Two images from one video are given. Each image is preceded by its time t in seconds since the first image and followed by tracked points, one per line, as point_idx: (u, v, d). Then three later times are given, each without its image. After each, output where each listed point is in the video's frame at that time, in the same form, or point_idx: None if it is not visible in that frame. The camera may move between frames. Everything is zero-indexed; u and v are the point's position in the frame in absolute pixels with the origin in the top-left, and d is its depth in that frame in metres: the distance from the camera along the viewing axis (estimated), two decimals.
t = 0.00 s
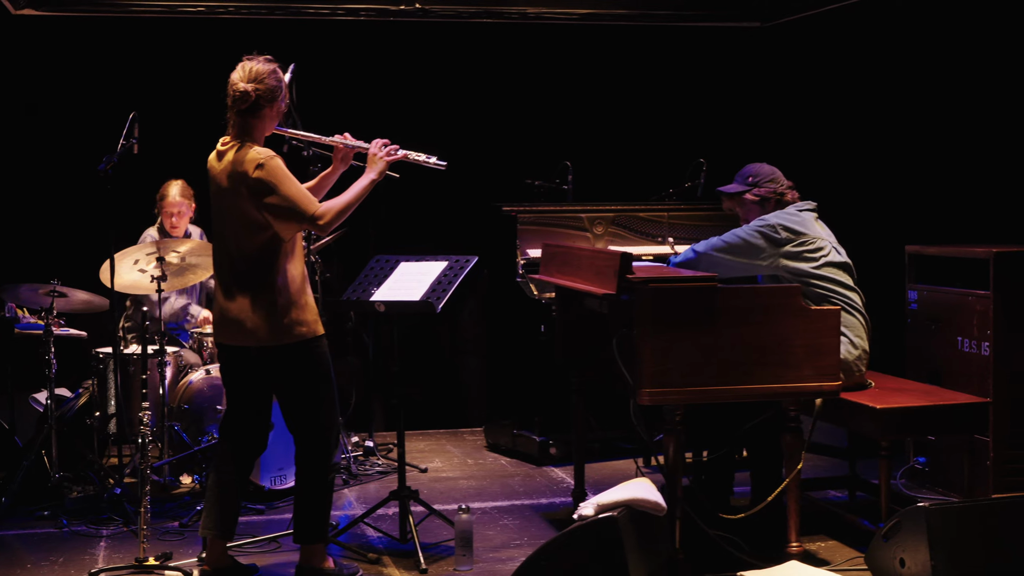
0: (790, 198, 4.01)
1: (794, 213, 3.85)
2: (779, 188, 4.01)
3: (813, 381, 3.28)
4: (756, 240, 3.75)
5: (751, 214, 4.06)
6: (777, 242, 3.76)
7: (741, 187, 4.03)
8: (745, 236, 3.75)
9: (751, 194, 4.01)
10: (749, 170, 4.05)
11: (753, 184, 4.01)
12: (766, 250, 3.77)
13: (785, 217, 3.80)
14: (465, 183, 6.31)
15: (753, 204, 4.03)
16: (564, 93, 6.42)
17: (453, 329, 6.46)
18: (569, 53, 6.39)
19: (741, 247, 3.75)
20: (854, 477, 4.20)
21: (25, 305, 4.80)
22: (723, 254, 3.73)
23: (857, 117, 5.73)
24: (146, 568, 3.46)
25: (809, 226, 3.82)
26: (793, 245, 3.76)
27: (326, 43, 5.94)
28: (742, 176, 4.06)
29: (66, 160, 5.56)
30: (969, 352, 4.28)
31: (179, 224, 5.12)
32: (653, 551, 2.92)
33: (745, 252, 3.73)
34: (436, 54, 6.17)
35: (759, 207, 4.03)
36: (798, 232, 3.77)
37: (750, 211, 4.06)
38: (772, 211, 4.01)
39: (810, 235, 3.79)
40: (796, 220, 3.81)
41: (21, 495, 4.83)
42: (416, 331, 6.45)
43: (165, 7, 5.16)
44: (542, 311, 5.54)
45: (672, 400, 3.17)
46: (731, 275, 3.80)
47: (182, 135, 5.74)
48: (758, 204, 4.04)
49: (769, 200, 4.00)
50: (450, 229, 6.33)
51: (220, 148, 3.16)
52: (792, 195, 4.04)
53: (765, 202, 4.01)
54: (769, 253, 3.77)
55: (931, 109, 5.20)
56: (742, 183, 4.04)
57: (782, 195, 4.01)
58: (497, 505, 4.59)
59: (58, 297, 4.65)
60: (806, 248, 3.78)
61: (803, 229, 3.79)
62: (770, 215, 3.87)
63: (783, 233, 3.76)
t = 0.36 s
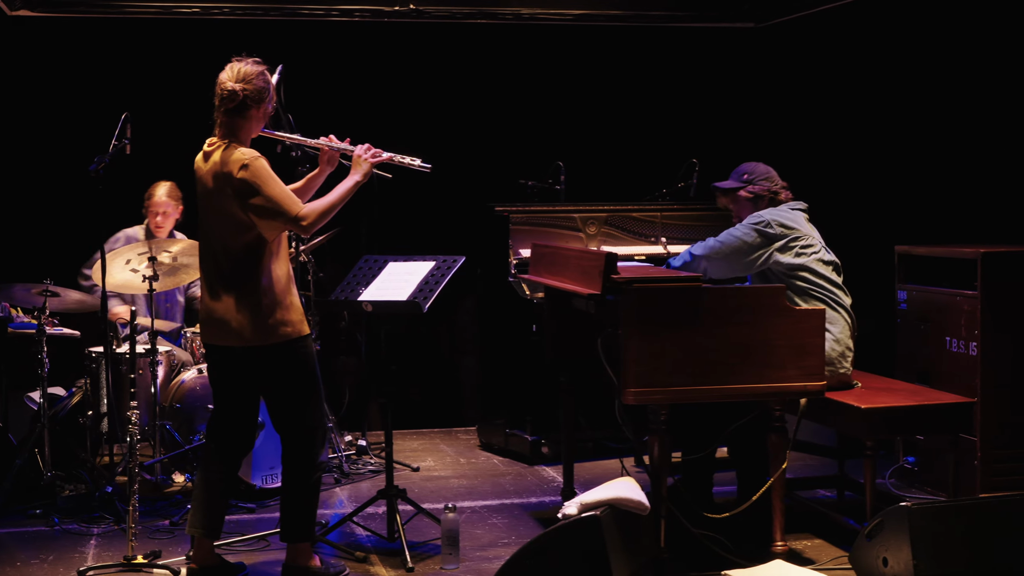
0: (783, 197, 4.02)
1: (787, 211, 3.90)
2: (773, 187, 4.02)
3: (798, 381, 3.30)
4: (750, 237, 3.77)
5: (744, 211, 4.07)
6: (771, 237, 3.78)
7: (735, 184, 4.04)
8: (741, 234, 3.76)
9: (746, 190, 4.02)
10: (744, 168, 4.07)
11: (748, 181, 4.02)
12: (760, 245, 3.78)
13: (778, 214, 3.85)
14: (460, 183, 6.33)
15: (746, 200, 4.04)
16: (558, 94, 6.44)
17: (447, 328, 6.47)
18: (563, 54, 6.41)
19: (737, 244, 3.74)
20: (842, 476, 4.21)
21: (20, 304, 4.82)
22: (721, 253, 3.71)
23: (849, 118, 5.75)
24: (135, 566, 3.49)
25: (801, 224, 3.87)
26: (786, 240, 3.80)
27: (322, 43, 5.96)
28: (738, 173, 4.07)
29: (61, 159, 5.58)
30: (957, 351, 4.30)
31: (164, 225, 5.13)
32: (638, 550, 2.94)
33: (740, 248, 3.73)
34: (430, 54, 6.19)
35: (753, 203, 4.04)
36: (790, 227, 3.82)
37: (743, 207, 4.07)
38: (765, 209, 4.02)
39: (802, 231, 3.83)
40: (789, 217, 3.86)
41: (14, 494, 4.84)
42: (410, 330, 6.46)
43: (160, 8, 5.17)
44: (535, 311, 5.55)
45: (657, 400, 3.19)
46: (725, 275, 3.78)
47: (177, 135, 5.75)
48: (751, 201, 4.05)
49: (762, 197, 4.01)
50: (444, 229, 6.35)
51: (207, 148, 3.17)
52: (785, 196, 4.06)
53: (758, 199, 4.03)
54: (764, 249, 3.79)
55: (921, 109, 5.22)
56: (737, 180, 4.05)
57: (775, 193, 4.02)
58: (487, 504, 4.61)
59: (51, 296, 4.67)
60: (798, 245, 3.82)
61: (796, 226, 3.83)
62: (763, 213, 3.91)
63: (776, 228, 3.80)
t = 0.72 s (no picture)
0: (778, 199, 4.03)
1: (778, 211, 3.92)
2: (768, 189, 4.04)
3: (788, 380, 3.31)
4: (742, 235, 3.79)
5: (739, 212, 4.09)
6: (761, 235, 3.81)
7: (731, 183, 4.07)
8: (731, 232, 3.78)
9: (741, 190, 4.05)
10: (742, 169, 4.11)
11: (743, 182, 4.05)
12: (751, 243, 3.80)
13: (769, 213, 3.87)
14: (458, 182, 6.35)
15: (741, 201, 4.06)
16: (556, 93, 6.46)
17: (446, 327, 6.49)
18: (562, 53, 6.43)
19: (729, 241, 3.77)
20: (837, 475, 4.22)
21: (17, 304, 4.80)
22: (711, 248, 3.73)
23: (847, 117, 5.75)
24: (129, 563, 3.54)
25: (792, 223, 3.88)
26: (776, 238, 3.82)
27: (321, 43, 5.98)
28: (735, 174, 4.11)
29: (61, 158, 5.61)
30: (951, 350, 4.31)
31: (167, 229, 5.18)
32: (628, 547, 2.95)
33: (730, 245, 3.76)
34: (428, 54, 6.21)
35: (747, 204, 4.06)
36: (781, 226, 3.84)
37: (738, 208, 4.09)
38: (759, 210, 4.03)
39: (793, 229, 3.85)
40: (779, 217, 3.88)
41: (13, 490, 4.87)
42: (407, 329, 6.47)
43: (160, 8, 5.20)
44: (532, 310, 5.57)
45: (647, 398, 3.20)
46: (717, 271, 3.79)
47: (176, 134, 5.78)
48: (746, 202, 4.07)
49: (757, 198, 4.03)
50: (442, 228, 6.37)
51: (199, 148, 3.20)
52: (780, 199, 4.06)
53: (753, 200, 4.04)
54: (755, 247, 3.81)
55: (918, 109, 5.23)
56: (733, 181, 4.08)
57: (770, 195, 4.04)
58: (482, 501, 4.63)
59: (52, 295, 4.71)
60: (789, 243, 3.83)
61: (786, 224, 3.86)
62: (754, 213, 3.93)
63: (766, 226, 3.82)
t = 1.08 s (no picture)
0: (778, 191, 4.03)
1: (782, 209, 3.90)
2: (769, 181, 4.03)
3: (788, 377, 3.33)
4: (745, 237, 3.79)
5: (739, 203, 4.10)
6: (765, 238, 3.80)
7: (731, 175, 4.07)
8: (735, 235, 3.78)
9: (741, 183, 4.05)
10: (743, 160, 4.08)
11: (745, 174, 4.04)
12: (756, 246, 3.81)
13: (772, 213, 3.85)
14: (465, 180, 6.37)
15: (741, 193, 4.06)
16: (563, 91, 6.47)
17: (452, 324, 6.52)
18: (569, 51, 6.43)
19: (732, 245, 3.77)
20: (839, 472, 4.22)
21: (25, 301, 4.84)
22: (716, 254, 3.74)
23: (854, 116, 5.74)
24: (134, 556, 3.59)
25: (796, 222, 3.87)
26: (781, 240, 3.81)
27: (330, 41, 6.00)
28: (736, 165, 4.10)
29: (70, 155, 5.65)
30: (954, 349, 4.31)
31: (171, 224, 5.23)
32: (627, 543, 2.97)
33: (735, 250, 3.77)
34: (442, 51, 6.22)
35: (747, 196, 4.06)
36: (786, 227, 3.82)
37: (738, 200, 4.09)
38: (760, 202, 4.04)
39: (797, 229, 3.84)
40: (784, 215, 3.86)
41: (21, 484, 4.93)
42: (414, 326, 6.48)
43: (170, 6, 5.23)
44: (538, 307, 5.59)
45: (648, 395, 3.22)
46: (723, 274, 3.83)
47: (185, 132, 5.82)
48: (747, 194, 4.06)
49: (757, 191, 4.03)
50: (449, 225, 6.39)
51: (204, 144, 3.23)
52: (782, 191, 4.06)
53: (753, 192, 4.04)
54: (759, 250, 3.82)
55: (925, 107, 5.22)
56: (734, 173, 4.08)
57: (771, 187, 4.03)
58: (486, 497, 4.66)
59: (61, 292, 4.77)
60: (793, 244, 3.83)
61: (791, 224, 3.84)
62: (758, 211, 3.92)
63: (770, 228, 3.81)
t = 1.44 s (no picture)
0: (801, 193, 4.00)
1: (801, 208, 3.90)
2: (793, 182, 4.00)
3: (798, 378, 3.33)
4: (763, 234, 3.79)
5: (762, 203, 4.06)
6: (782, 233, 3.81)
7: (756, 174, 4.05)
8: (753, 231, 3.78)
9: (766, 182, 4.02)
10: (767, 161, 4.07)
11: (769, 173, 4.02)
12: (772, 241, 3.81)
13: (792, 210, 3.86)
14: (478, 181, 6.39)
15: (765, 192, 4.03)
16: (576, 93, 6.49)
17: (465, 325, 6.54)
18: (581, 53, 6.45)
19: (749, 242, 3.78)
20: (851, 474, 4.22)
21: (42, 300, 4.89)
22: (734, 248, 3.75)
23: (869, 116, 5.72)
24: (147, 556, 3.63)
25: (814, 221, 3.87)
26: (798, 237, 3.82)
27: (343, 44, 6.04)
28: (760, 165, 4.08)
29: (86, 158, 5.71)
30: (965, 351, 4.30)
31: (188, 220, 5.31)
32: (637, 544, 2.98)
33: (752, 244, 3.77)
34: (454, 53, 6.25)
35: (771, 195, 4.02)
36: (804, 224, 3.83)
37: (761, 199, 4.06)
38: (782, 202, 3.99)
39: (814, 227, 3.84)
40: (802, 213, 3.87)
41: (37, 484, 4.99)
42: (427, 328, 6.50)
43: (185, 10, 5.27)
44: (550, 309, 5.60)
45: (658, 396, 3.23)
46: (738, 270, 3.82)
47: (199, 135, 5.87)
48: (770, 194, 4.03)
49: (781, 191, 3.99)
50: (461, 226, 6.42)
51: (217, 147, 3.27)
52: (806, 193, 4.03)
53: (777, 193, 4.01)
54: (776, 245, 3.82)
55: (939, 107, 5.21)
56: (759, 171, 4.06)
57: (795, 189, 4.00)
58: (497, 498, 4.68)
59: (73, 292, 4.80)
60: (810, 242, 3.83)
61: (809, 222, 3.84)
62: (778, 208, 3.92)
63: (788, 224, 3.81)
